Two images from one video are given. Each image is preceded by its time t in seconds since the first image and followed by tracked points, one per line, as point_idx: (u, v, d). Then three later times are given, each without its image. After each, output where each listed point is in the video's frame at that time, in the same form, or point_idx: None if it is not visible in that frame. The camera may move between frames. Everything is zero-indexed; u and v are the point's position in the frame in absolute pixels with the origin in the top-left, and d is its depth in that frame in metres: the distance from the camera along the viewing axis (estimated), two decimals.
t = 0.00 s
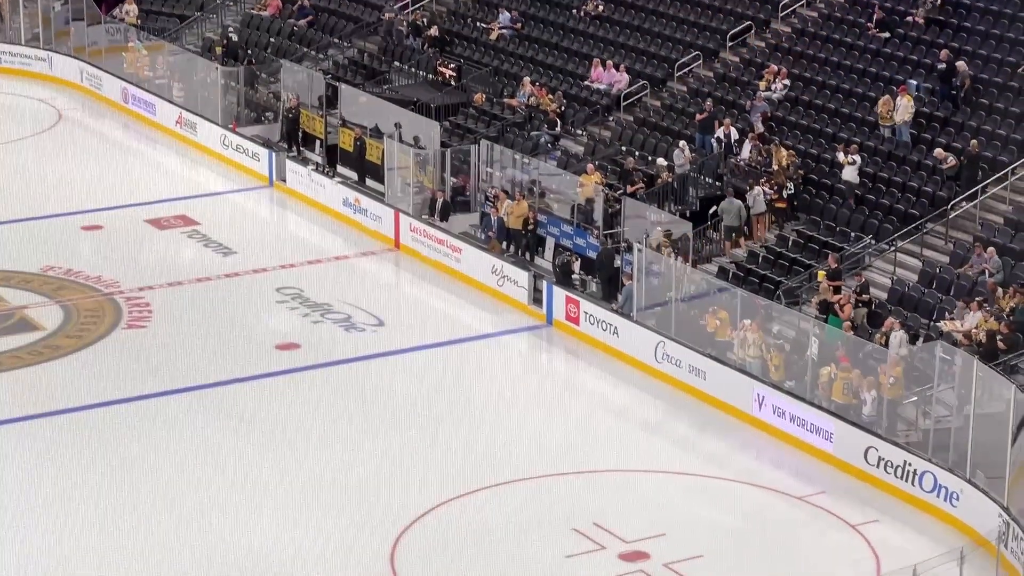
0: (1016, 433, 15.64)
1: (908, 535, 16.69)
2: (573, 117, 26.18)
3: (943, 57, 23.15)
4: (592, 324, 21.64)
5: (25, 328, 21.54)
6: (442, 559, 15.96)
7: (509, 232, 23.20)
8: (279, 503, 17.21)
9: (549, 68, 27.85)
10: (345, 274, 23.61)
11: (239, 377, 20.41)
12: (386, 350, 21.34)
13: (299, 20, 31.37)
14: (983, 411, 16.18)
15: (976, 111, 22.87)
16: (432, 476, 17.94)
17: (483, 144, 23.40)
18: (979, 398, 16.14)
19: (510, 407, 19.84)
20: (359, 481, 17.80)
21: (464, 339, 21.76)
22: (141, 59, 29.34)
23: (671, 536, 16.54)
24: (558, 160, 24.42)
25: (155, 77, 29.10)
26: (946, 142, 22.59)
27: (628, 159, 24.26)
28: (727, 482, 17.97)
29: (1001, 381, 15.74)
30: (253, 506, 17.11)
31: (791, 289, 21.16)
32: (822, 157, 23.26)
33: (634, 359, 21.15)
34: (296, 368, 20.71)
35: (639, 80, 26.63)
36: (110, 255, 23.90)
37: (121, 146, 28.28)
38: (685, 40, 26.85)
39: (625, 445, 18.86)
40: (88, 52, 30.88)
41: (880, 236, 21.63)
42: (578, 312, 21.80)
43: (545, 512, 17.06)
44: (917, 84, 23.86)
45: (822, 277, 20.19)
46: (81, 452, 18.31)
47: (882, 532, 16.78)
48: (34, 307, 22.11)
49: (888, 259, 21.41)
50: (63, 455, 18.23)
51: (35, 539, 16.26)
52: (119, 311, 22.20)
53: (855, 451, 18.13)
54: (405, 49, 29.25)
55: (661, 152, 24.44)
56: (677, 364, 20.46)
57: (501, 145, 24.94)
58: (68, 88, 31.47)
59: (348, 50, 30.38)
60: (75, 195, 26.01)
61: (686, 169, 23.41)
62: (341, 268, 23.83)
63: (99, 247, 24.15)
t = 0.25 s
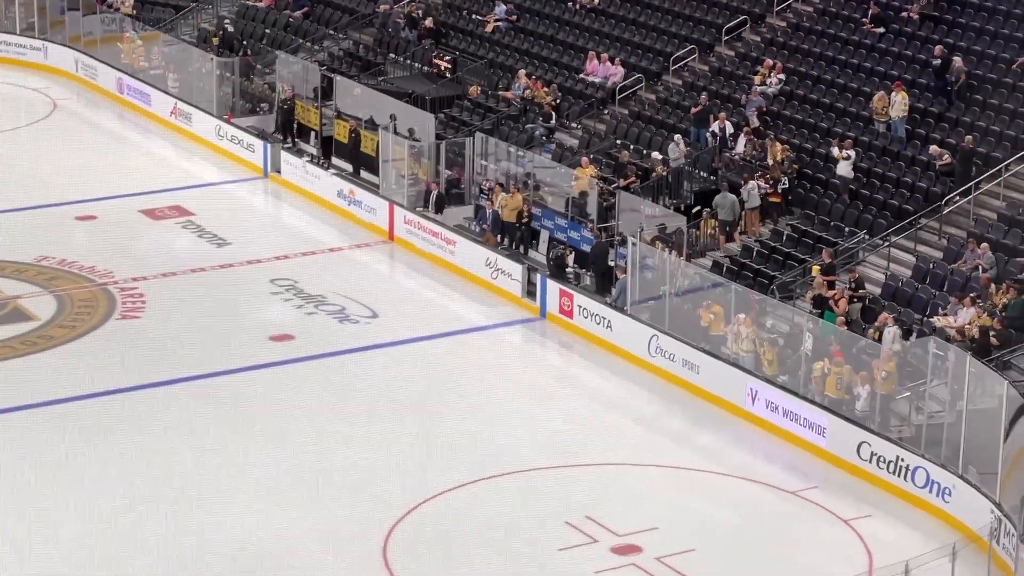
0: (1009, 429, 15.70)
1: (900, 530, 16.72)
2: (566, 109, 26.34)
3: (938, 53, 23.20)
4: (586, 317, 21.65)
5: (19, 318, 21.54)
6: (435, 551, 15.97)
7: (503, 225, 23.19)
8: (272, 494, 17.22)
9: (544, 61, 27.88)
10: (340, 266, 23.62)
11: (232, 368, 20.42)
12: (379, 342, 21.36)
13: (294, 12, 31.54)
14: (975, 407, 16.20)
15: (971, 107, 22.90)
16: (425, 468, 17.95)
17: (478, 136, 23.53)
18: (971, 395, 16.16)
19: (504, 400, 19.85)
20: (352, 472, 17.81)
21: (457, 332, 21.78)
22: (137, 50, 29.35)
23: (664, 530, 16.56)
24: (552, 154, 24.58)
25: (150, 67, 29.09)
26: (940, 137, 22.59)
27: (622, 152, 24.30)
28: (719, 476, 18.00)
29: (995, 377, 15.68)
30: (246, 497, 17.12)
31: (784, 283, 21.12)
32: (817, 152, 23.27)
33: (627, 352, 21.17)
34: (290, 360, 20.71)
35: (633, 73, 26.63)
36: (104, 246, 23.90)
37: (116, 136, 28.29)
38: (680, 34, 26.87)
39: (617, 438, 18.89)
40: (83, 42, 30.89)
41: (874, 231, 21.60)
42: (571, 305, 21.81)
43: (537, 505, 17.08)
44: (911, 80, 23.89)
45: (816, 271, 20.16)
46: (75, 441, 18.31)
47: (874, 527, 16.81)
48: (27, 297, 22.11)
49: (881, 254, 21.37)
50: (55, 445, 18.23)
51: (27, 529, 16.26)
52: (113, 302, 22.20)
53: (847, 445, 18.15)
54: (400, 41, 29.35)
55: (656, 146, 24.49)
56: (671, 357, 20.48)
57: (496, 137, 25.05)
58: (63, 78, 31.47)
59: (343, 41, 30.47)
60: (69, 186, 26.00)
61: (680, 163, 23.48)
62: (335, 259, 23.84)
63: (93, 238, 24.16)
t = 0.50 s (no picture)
0: (1004, 427, 15.60)
1: (895, 529, 16.71)
2: (564, 105, 26.31)
3: (937, 51, 23.18)
4: (582, 313, 21.63)
5: (14, 310, 21.50)
6: (428, 546, 15.94)
7: (500, 220, 23.19)
8: (267, 488, 17.19)
9: (542, 57, 27.87)
10: (336, 260, 23.60)
11: (228, 362, 20.39)
12: (375, 336, 21.33)
13: (292, 6, 31.83)
14: (972, 406, 16.14)
15: (969, 105, 22.87)
16: (420, 463, 17.93)
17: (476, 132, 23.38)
18: (968, 393, 16.11)
19: (499, 395, 19.83)
20: (348, 467, 17.79)
21: (454, 327, 21.75)
22: (134, 43, 29.31)
23: (659, 527, 16.55)
24: (550, 150, 24.54)
25: (148, 60, 29.05)
26: (938, 136, 22.59)
27: (620, 148, 24.29)
28: (715, 473, 17.98)
29: (991, 375, 15.66)
30: (240, 492, 17.09)
31: (781, 281, 21.12)
32: (815, 149, 23.26)
33: (624, 349, 21.15)
34: (286, 353, 20.69)
35: (631, 69, 26.61)
36: (100, 239, 23.87)
37: (113, 129, 28.25)
38: (678, 30, 26.86)
39: (613, 435, 18.87)
40: (80, 34, 30.86)
41: (871, 228, 21.58)
42: (568, 301, 21.79)
43: (533, 501, 17.07)
44: (909, 77, 23.85)
45: (813, 268, 20.15)
46: (70, 435, 18.29)
47: (870, 525, 16.80)
48: (22, 289, 22.07)
49: (879, 252, 21.32)
50: (49, 438, 18.20)
51: (19, 522, 16.23)
52: (108, 295, 22.16)
53: (843, 443, 18.14)
54: (399, 35, 29.41)
55: (654, 142, 24.44)
56: (667, 354, 20.46)
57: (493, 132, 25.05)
58: (61, 70, 31.45)
59: (341, 36, 30.64)
60: (66, 178, 25.96)
61: (678, 159, 23.42)
62: (332, 254, 23.81)
63: (89, 230, 24.12)
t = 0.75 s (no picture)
0: (998, 423, 15.62)
1: (889, 524, 16.72)
2: (561, 98, 26.29)
3: (933, 46, 23.17)
4: (578, 306, 21.62)
5: (8, 299, 21.47)
6: (421, 538, 15.95)
7: (496, 212, 23.22)
8: (261, 479, 17.19)
9: (539, 49, 27.86)
10: (331, 251, 23.58)
11: (223, 353, 20.38)
12: (370, 328, 21.32)
13: None
14: (966, 402, 16.16)
15: (965, 100, 22.87)
16: (413, 455, 17.93)
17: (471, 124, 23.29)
18: (962, 388, 16.13)
19: (493, 387, 19.83)
20: (342, 458, 17.78)
21: (449, 319, 21.74)
22: (130, 32, 29.26)
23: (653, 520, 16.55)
24: (546, 143, 24.42)
25: (144, 50, 29.01)
26: (934, 131, 22.58)
27: (616, 142, 24.29)
28: (709, 467, 17.98)
29: (985, 371, 15.62)
30: (233, 482, 17.08)
31: (777, 275, 21.11)
32: (811, 144, 23.27)
33: (618, 342, 21.15)
34: (281, 344, 20.68)
35: (628, 63, 26.61)
36: (95, 228, 23.84)
37: (108, 118, 28.21)
38: (675, 24, 26.83)
39: (607, 428, 18.87)
40: (76, 23, 30.81)
41: (867, 223, 21.61)
42: (563, 294, 21.78)
43: (527, 493, 17.08)
44: (906, 73, 23.84)
45: (808, 263, 20.15)
46: (63, 424, 18.27)
47: (863, 520, 16.81)
48: (17, 278, 22.05)
49: (874, 247, 21.32)
50: (43, 427, 18.19)
51: (12, 510, 16.23)
52: (103, 285, 22.14)
53: (837, 437, 18.15)
54: (397, 27, 29.50)
55: (650, 135, 24.43)
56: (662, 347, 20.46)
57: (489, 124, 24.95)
58: (56, 59, 31.41)
59: (337, 27, 30.71)
60: (61, 168, 25.92)
61: (674, 153, 23.42)
62: (327, 245, 23.80)
63: (84, 220, 24.10)
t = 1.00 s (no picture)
0: (997, 420, 15.61)
1: (886, 521, 16.74)
2: (562, 93, 26.21)
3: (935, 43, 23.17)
4: (578, 301, 21.64)
5: (8, 290, 21.52)
6: (419, 532, 15.98)
7: (496, 207, 23.18)
8: (259, 471, 17.23)
9: (541, 44, 27.89)
10: (331, 245, 23.61)
11: (223, 345, 20.41)
12: (370, 321, 21.35)
13: None
14: (965, 399, 16.17)
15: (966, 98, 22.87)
16: (412, 449, 17.96)
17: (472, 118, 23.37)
18: (961, 385, 16.14)
19: (493, 382, 19.85)
20: (341, 451, 17.82)
21: (449, 313, 21.76)
22: (133, 24, 29.31)
23: (651, 515, 16.58)
24: (547, 138, 24.48)
25: (146, 42, 29.06)
26: (935, 128, 22.57)
27: (617, 137, 24.28)
28: (707, 463, 18.00)
29: (984, 368, 15.65)
30: (231, 475, 17.12)
31: (776, 271, 21.11)
32: (811, 140, 23.27)
33: (618, 337, 21.17)
34: (280, 337, 20.72)
35: (630, 58, 26.65)
36: (96, 220, 23.88)
37: (110, 110, 28.26)
38: (677, 19, 26.84)
39: (606, 422, 18.89)
40: (79, 16, 30.86)
41: (867, 220, 21.59)
42: (563, 288, 21.80)
43: (525, 488, 17.11)
44: (907, 70, 23.84)
45: (809, 260, 20.12)
46: (62, 415, 18.32)
47: (861, 516, 16.83)
48: (18, 269, 22.08)
49: (874, 244, 21.35)
50: (42, 418, 18.23)
51: (11, 501, 16.28)
52: (103, 276, 22.18)
53: (835, 434, 18.17)
54: (399, 20, 29.59)
55: (652, 131, 24.44)
56: (661, 343, 20.47)
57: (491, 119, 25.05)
58: (59, 51, 31.47)
59: (339, 21, 30.84)
60: (63, 160, 25.96)
61: (674, 148, 23.43)
62: (328, 238, 23.83)
63: (85, 211, 24.14)
